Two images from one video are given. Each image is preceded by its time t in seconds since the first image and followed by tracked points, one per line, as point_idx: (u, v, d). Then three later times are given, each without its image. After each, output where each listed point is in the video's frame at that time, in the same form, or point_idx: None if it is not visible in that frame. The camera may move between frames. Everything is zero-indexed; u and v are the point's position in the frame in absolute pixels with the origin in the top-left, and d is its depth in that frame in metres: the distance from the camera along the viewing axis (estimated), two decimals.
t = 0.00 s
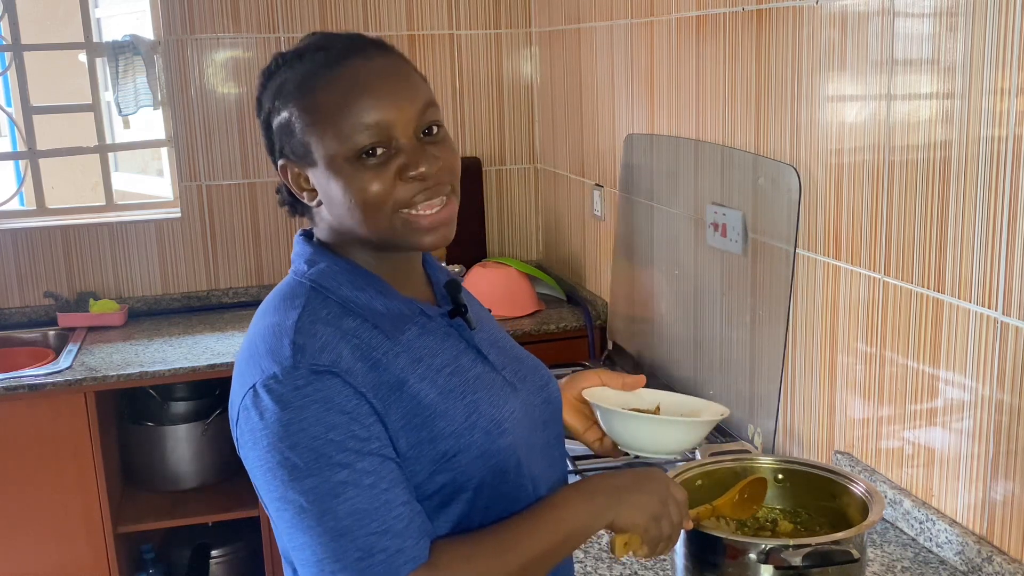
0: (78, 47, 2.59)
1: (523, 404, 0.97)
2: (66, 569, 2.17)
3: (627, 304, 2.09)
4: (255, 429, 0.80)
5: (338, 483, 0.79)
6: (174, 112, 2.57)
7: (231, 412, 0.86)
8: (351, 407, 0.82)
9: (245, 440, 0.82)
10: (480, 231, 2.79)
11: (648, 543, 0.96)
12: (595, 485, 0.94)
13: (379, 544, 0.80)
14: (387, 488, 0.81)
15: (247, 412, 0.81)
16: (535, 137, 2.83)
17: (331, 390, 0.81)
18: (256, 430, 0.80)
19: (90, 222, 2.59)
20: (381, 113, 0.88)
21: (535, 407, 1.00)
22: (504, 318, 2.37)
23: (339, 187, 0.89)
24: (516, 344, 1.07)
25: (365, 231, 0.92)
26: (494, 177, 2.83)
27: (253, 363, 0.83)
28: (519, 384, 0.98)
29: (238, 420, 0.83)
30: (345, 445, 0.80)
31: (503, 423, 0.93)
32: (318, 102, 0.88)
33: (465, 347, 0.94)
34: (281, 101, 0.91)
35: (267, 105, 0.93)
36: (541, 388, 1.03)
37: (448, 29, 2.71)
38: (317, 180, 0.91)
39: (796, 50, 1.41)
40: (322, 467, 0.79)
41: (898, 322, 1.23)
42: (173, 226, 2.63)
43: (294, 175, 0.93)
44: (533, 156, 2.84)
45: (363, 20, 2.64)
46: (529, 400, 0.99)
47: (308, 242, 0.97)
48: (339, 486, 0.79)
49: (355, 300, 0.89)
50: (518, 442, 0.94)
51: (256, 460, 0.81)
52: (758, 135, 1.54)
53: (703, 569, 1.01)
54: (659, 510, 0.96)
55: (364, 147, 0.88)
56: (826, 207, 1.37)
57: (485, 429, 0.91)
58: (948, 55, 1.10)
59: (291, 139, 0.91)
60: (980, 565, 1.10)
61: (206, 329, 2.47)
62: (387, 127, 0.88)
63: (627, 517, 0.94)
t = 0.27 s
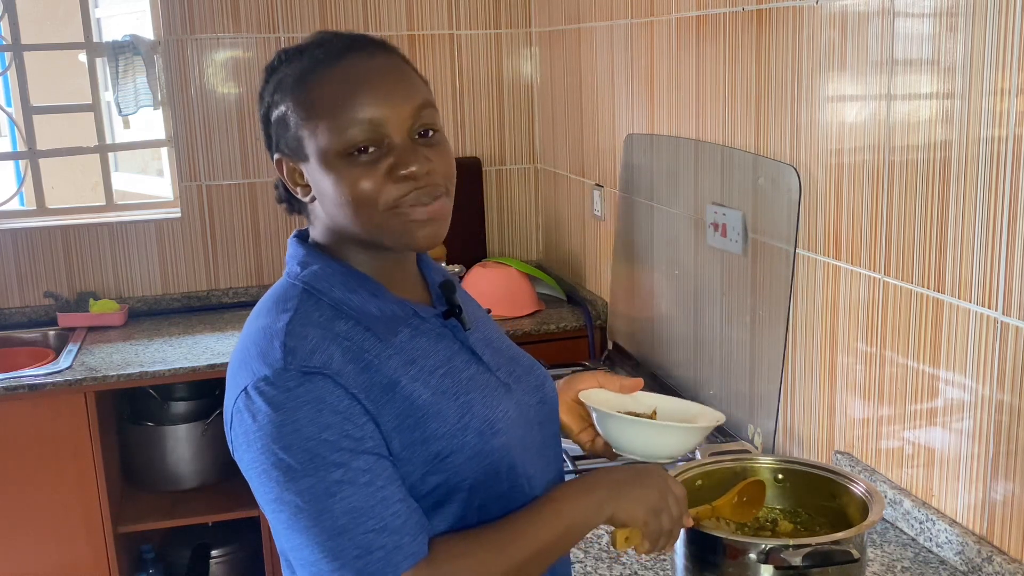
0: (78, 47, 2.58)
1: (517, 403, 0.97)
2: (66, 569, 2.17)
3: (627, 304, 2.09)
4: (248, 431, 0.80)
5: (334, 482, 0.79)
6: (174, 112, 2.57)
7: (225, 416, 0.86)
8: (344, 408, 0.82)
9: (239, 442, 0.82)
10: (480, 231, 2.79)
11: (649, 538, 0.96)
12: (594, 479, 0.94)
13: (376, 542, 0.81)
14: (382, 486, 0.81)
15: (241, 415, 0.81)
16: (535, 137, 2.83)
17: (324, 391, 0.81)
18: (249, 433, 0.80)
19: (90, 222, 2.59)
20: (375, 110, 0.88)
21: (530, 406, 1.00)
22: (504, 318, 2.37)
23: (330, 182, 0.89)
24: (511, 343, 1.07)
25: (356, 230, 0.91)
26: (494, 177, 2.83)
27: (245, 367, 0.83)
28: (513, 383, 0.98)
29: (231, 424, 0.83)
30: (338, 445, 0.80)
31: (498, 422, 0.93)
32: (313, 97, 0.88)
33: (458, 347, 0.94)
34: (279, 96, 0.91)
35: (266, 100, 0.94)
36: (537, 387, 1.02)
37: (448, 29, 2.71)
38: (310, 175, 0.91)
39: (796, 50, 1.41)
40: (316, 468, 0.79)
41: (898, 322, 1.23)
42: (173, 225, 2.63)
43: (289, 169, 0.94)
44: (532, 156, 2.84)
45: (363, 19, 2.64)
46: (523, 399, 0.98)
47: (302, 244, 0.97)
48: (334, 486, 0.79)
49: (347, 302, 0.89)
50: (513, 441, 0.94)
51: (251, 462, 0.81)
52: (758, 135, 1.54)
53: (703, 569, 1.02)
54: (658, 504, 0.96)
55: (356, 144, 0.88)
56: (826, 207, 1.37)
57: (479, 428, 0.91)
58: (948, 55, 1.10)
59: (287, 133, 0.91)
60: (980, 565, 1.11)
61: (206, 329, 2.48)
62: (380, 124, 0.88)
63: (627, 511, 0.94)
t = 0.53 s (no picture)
0: (78, 47, 2.58)
1: (513, 402, 0.96)
2: (66, 569, 2.17)
3: (628, 304, 2.09)
4: (245, 434, 0.80)
5: (331, 485, 0.79)
6: (174, 112, 2.57)
7: (221, 419, 0.85)
8: (340, 410, 0.81)
9: (236, 445, 0.82)
10: (480, 231, 2.79)
11: (648, 538, 0.96)
12: (594, 480, 0.94)
13: (374, 544, 0.81)
14: (380, 488, 0.81)
15: (237, 418, 0.81)
16: (535, 137, 2.83)
17: (320, 393, 0.81)
18: (246, 436, 0.80)
19: (90, 222, 2.59)
20: (386, 103, 0.89)
21: (527, 405, 1.00)
22: (504, 317, 2.36)
23: (331, 169, 0.89)
24: (506, 342, 1.07)
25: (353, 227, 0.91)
26: (494, 177, 2.83)
27: (240, 369, 0.83)
28: (510, 383, 0.98)
29: (228, 427, 0.83)
30: (335, 447, 0.80)
31: (494, 422, 0.93)
32: (326, 85, 0.89)
33: (454, 347, 0.94)
34: (294, 82, 0.92)
35: (281, 86, 0.95)
36: (533, 386, 1.02)
37: (448, 29, 2.71)
38: (312, 160, 0.91)
39: (796, 50, 1.41)
40: (313, 470, 0.79)
41: (898, 322, 1.23)
42: (173, 225, 2.63)
43: (294, 154, 0.93)
44: (533, 156, 2.84)
45: (363, 19, 2.64)
46: (520, 399, 0.98)
47: (297, 246, 0.97)
48: (331, 488, 0.79)
49: (343, 304, 0.88)
50: (509, 441, 0.94)
51: (248, 465, 0.81)
52: (758, 135, 1.54)
53: (703, 569, 1.01)
54: (658, 505, 0.96)
55: (363, 134, 0.88)
56: (826, 207, 1.37)
57: (476, 428, 0.91)
58: (948, 55, 1.09)
59: (295, 118, 0.92)
60: (980, 565, 1.10)
61: (206, 329, 2.48)
62: (389, 118, 0.89)
63: (626, 512, 0.94)
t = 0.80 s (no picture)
0: (78, 47, 2.59)
1: (512, 401, 0.97)
2: (66, 569, 2.17)
3: (628, 304, 2.09)
4: (245, 431, 0.80)
5: (331, 482, 0.79)
6: (174, 112, 2.57)
7: (221, 416, 0.85)
8: (341, 408, 0.81)
9: (236, 443, 0.82)
10: (480, 231, 2.79)
11: (648, 538, 0.96)
12: (594, 480, 0.94)
13: (374, 542, 0.81)
14: (380, 486, 0.81)
15: (237, 415, 0.81)
16: (535, 137, 2.83)
17: (320, 390, 0.81)
18: (246, 433, 0.80)
19: (90, 222, 2.59)
20: (409, 108, 0.89)
21: (525, 404, 1.00)
22: (504, 317, 2.36)
23: (348, 169, 0.89)
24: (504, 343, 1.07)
25: (361, 228, 0.91)
26: (494, 177, 2.83)
27: (241, 367, 0.83)
28: (508, 382, 0.98)
29: (228, 424, 0.83)
30: (336, 445, 0.80)
31: (494, 421, 0.93)
32: (352, 85, 0.89)
33: (453, 346, 0.94)
34: (319, 78, 0.92)
35: (305, 80, 0.94)
36: (531, 385, 1.03)
37: (448, 29, 2.71)
38: (330, 158, 0.90)
39: (796, 50, 1.41)
40: (314, 468, 0.79)
41: (898, 322, 1.23)
42: (173, 225, 2.63)
43: (310, 150, 0.93)
44: (533, 156, 2.84)
45: (363, 20, 2.64)
46: (518, 398, 0.98)
47: (297, 245, 0.97)
48: (332, 486, 0.79)
49: (343, 302, 0.88)
50: (509, 439, 0.94)
51: (248, 463, 0.81)
52: (758, 134, 1.54)
53: (703, 569, 1.02)
54: (657, 505, 0.96)
55: (384, 137, 0.89)
56: (826, 207, 1.37)
57: (475, 427, 0.91)
58: (948, 56, 1.10)
59: (316, 114, 0.91)
60: (980, 565, 1.10)
61: (206, 329, 2.47)
62: (411, 123, 0.89)
63: (626, 512, 0.94)
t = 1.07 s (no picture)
0: (78, 47, 2.58)
1: (513, 402, 0.97)
2: (66, 569, 2.16)
3: (628, 304, 2.09)
4: (246, 433, 0.80)
5: (332, 484, 0.79)
6: (174, 112, 2.57)
7: (221, 418, 0.85)
8: (341, 410, 0.81)
9: (236, 445, 0.82)
10: (480, 231, 2.79)
11: (648, 539, 0.96)
12: (594, 481, 0.94)
13: (375, 545, 0.81)
14: (381, 488, 0.81)
15: (238, 417, 0.81)
16: (535, 137, 2.83)
17: (321, 392, 0.81)
18: (247, 435, 0.80)
19: (90, 222, 2.59)
20: (405, 102, 0.90)
21: (526, 405, 1.00)
22: (504, 317, 2.36)
23: (348, 167, 0.89)
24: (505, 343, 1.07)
25: (359, 227, 0.91)
26: (494, 177, 2.83)
27: (242, 369, 0.83)
28: (509, 382, 0.98)
29: (228, 426, 0.83)
30: (337, 447, 0.80)
31: (495, 422, 0.93)
32: (347, 82, 0.89)
33: (454, 347, 0.94)
34: (312, 79, 0.92)
35: (297, 83, 0.94)
36: (532, 385, 1.03)
37: (448, 29, 2.71)
38: (327, 158, 0.90)
39: (796, 50, 1.41)
40: (315, 470, 0.79)
41: (898, 322, 1.23)
42: (173, 225, 2.63)
43: (307, 151, 0.93)
44: (533, 156, 2.84)
45: (363, 20, 2.65)
46: (519, 398, 0.98)
47: (297, 245, 0.97)
48: (332, 488, 0.79)
49: (343, 303, 0.88)
50: (511, 440, 0.94)
51: (248, 465, 0.81)
52: (758, 134, 1.54)
53: (703, 569, 1.01)
54: (658, 505, 0.96)
55: (382, 131, 0.89)
56: (826, 207, 1.37)
57: (477, 428, 0.91)
58: (948, 55, 1.09)
59: (312, 115, 0.91)
60: (980, 565, 1.10)
61: (206, 329, 2.47)
62: (408, 116, 0.90)
63: (626, 513, 0.94)
